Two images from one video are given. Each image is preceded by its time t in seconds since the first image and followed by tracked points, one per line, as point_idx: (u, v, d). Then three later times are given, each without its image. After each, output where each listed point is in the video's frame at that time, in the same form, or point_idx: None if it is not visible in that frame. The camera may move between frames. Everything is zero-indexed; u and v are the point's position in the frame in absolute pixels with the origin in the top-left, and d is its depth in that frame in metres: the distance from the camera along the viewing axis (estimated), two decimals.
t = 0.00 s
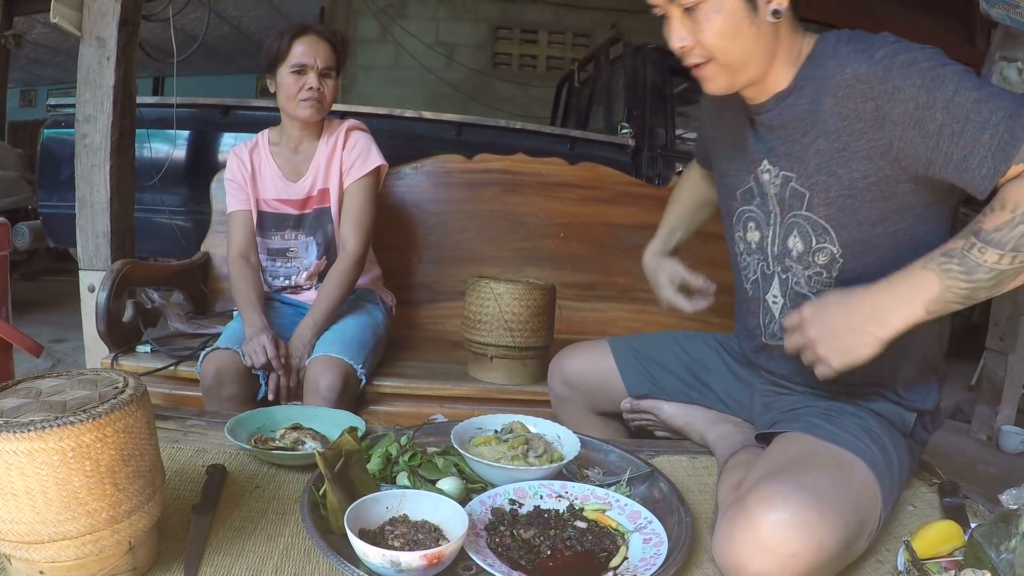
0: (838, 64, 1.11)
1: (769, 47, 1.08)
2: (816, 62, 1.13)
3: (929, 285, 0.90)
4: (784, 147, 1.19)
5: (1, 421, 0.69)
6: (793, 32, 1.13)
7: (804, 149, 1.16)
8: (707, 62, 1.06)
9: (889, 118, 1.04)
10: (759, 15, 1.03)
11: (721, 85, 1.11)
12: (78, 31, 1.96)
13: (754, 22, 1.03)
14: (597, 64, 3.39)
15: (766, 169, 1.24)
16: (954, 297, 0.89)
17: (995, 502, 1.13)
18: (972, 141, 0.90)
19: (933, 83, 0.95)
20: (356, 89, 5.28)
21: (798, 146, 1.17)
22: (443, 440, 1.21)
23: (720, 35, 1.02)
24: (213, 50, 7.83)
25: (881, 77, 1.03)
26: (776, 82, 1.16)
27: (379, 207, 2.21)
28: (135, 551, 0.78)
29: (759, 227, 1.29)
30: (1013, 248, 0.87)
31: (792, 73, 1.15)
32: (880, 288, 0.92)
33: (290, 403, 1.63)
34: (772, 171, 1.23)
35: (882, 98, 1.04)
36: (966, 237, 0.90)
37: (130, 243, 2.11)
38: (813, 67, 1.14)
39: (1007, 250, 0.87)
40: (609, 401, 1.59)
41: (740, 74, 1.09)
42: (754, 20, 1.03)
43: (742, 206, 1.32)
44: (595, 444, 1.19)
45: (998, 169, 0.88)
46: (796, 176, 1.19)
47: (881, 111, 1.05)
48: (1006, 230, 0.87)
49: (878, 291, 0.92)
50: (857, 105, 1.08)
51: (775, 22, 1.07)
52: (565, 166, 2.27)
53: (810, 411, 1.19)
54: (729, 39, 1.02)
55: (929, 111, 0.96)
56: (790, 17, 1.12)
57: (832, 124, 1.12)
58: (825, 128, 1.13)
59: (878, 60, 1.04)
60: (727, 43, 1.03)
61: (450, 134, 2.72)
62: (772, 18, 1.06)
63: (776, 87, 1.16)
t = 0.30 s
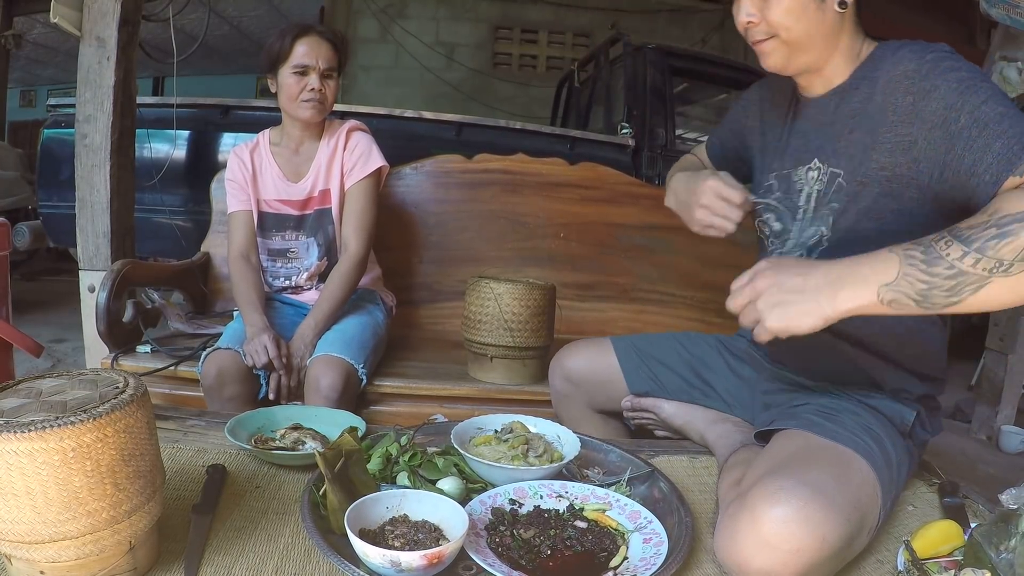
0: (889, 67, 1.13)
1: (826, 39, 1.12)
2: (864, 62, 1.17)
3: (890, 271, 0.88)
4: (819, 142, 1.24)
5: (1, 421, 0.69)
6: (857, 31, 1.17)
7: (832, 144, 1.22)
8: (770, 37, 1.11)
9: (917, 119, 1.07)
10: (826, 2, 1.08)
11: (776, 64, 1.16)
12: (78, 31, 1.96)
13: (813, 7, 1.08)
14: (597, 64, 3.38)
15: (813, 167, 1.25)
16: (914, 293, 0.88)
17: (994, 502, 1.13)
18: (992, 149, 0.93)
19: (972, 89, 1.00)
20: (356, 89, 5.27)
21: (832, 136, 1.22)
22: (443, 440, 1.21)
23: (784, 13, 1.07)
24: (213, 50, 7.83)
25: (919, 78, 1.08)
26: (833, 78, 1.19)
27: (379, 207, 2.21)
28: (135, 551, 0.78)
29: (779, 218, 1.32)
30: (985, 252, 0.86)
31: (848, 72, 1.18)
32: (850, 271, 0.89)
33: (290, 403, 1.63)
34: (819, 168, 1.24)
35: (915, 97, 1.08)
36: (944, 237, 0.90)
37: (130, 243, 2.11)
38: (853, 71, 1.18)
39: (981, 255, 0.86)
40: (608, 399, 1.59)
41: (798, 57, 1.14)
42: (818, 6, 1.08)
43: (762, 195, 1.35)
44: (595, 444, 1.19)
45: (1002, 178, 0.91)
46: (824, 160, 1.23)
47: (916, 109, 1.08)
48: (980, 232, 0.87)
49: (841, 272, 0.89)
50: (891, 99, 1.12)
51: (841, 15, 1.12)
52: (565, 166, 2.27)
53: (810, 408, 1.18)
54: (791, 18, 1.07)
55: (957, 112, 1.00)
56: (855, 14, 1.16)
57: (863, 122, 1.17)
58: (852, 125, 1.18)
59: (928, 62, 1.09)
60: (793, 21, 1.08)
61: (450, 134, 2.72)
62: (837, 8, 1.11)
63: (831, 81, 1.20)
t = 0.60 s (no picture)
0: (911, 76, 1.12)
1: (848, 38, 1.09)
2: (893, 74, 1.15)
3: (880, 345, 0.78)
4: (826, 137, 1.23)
5: (1, 421, 0.69)
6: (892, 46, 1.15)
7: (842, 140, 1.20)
8: (800, 29, 1.10)
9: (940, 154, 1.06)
10: None
11: (804, 58, 1.15)
12: (78, 31, 1.96)
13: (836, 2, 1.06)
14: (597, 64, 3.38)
15: (821, 171, 1.22)
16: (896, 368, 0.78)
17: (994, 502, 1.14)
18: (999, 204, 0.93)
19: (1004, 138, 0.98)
20: (356, 89, 5.27)
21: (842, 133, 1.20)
22: (443, 440, 1.21)
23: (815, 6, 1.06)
24: (213, 50, 7.83)
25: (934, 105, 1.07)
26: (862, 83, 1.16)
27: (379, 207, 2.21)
28: (135, 551, 0.78)
29: (793, 227, 1.28)
30: (962, 320, 0.78)
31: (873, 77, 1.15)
32: (832, 340, 0.78)
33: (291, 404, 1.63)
34: (827, 173, 1.21)
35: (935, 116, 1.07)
36: (919, 297, 0.81)
37: (130, 243, 2.11)
38: (875, 81, 1.15)
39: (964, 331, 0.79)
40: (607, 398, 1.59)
41: (828, 55, 1.12)
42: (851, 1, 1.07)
43: (779, 208, 1.32)
44: (595, 444, 1.19)
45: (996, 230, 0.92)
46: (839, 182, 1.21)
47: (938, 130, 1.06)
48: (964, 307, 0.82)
49: (822, 342, 0.78)
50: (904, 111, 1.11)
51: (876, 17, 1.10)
52: (565, 166, 2.27)
53: (804, 408, 1.17)
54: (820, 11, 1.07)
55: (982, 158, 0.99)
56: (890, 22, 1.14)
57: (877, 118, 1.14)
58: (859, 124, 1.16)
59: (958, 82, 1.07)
60: (826, 15, 1.07)
61: (450, 134, 2.72)
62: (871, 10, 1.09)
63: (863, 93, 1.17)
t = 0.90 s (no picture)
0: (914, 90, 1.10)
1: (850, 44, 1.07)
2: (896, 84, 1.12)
3: (808, 447, 0.89)
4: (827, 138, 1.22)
5: (1, 421, 0.69)
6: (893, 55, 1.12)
7: (842, 147, 1.18)
8: (794, 37, 1.06)
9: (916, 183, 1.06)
10: (856, 4, 1.03)
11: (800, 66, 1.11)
12: (78, 31, 1.96)
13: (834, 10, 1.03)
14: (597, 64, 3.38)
15: (829, 197, 1.20)
16: (828, 455, 0.92)
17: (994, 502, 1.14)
18: (930, 247, 0.96)
19: (977, 180, 0.97)
20: (356, 89, 5.27)
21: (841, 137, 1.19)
22: (444, 440, 1.21)
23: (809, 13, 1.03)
24: (213, 50, 7.83)
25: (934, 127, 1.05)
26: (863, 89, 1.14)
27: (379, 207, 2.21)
28: (135, 551, 0.78)
29: (796, 250, 1.26)
30: (877, 408, 0.92)
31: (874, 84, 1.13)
32: (761, 458, 0.86)
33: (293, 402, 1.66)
34: (834, 201, 1.19)
35: (929, 139, 1.05)
36: (834, 386, 0.93)
37: (130, 243, 2.11)
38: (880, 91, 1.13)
39: (881, 411, 0.92)
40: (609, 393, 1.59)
41: (824, 62, 1.09)
42: (846, 7, 1.03)
43: (783, 227, 1.29)
44: (595, 443, 1.20)
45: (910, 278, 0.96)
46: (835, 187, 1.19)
47: (933, 149, 1.04)
48: (886, 389, 0.91)
49: (756, 464, 0.86)
50: (904, 127, 1.09)
51: (872, 22, 1.06)
52: (565, 166, 2.27)
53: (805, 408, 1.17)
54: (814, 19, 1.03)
55: (954, 189, 0.98)
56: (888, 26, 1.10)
57: (877, 127, 1.13)
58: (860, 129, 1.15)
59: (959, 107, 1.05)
60: (819, 23, 1.04)
61: (450, 134, 2.72)
62: (868, 15, 1.05)
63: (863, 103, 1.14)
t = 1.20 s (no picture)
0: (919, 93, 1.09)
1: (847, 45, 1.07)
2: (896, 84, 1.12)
3: (798, 451, 0.90)
4: (826, 139, 1.21)
5: (1, 421, 0.69)
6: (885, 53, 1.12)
7: (837, 148, 1.19)
8: (782, 43, 1.06)
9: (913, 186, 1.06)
10: (840, 5, 1.02)
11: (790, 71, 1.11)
12: (78, 31, 1.96)
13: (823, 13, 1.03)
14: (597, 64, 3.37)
15: (824, 199, 1.20)
16: (817, 459, 0.93)
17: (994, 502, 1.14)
18: (926, 252, 0.96)
19: (974, 182, 0.97)
20: (356, 89, 5.27)
21: (838, 137, 1.19)
22: (443, 440, 1.21)
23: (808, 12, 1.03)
24: (213, 50, 7.83)
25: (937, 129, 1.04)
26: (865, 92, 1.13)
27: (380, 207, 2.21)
28: (135, 551, 0.78)
29: (794, 254, 1.26)
30: (870, 413, 0.92)
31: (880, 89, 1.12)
32: (753, 464, 0.87)
33: (292, 402, 1.67)
34: (831, 204, 1.19)
35: (926, 138, 1.05)
36: (827, 392, 0.94)
37: (130, 243, 2.11)
38: (880, 92, 1.12)
39: (872, 415, 0.93)
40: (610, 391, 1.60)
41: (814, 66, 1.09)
42: (830, 8, 1.02)
43: (779, 230, 1.30)
44: (594, 443, 1.20)
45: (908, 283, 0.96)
46: (833, 190, 1.19)
47: (932, 148, 1.04)
48: (878, 395, 0.92)
49: (747, 470, 0.86)
50: (900, 128, 1.09)
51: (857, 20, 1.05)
52: (565, 166, 2.27)
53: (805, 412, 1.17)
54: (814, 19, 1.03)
55: (951, 191, 0.98)
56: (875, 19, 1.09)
57: (872, 128, 1.13)
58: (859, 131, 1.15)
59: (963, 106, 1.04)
60: (805, 28, 1.03)
61: (450, 134, 2.72)
62: (852, 15, 1.04)
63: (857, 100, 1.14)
